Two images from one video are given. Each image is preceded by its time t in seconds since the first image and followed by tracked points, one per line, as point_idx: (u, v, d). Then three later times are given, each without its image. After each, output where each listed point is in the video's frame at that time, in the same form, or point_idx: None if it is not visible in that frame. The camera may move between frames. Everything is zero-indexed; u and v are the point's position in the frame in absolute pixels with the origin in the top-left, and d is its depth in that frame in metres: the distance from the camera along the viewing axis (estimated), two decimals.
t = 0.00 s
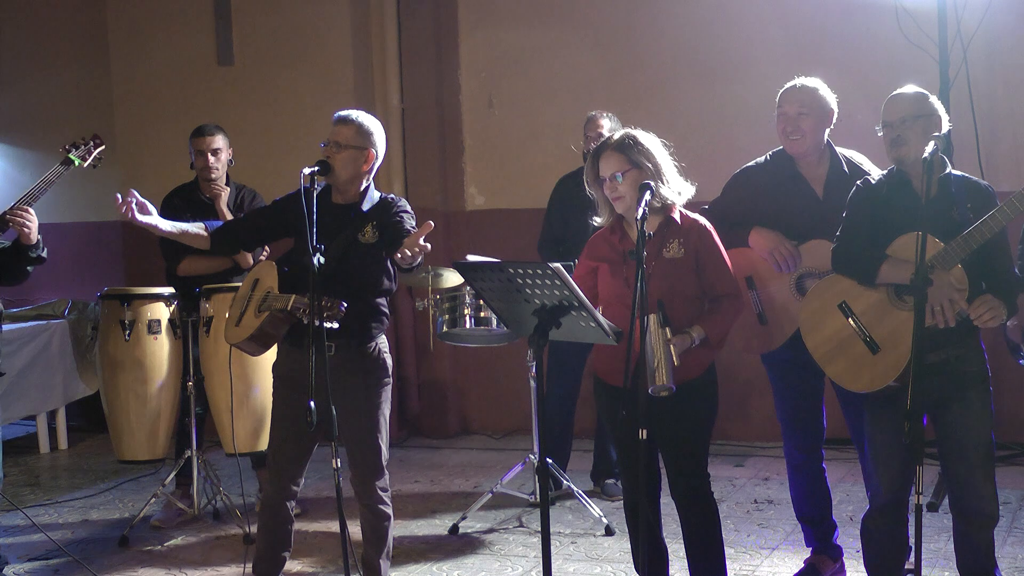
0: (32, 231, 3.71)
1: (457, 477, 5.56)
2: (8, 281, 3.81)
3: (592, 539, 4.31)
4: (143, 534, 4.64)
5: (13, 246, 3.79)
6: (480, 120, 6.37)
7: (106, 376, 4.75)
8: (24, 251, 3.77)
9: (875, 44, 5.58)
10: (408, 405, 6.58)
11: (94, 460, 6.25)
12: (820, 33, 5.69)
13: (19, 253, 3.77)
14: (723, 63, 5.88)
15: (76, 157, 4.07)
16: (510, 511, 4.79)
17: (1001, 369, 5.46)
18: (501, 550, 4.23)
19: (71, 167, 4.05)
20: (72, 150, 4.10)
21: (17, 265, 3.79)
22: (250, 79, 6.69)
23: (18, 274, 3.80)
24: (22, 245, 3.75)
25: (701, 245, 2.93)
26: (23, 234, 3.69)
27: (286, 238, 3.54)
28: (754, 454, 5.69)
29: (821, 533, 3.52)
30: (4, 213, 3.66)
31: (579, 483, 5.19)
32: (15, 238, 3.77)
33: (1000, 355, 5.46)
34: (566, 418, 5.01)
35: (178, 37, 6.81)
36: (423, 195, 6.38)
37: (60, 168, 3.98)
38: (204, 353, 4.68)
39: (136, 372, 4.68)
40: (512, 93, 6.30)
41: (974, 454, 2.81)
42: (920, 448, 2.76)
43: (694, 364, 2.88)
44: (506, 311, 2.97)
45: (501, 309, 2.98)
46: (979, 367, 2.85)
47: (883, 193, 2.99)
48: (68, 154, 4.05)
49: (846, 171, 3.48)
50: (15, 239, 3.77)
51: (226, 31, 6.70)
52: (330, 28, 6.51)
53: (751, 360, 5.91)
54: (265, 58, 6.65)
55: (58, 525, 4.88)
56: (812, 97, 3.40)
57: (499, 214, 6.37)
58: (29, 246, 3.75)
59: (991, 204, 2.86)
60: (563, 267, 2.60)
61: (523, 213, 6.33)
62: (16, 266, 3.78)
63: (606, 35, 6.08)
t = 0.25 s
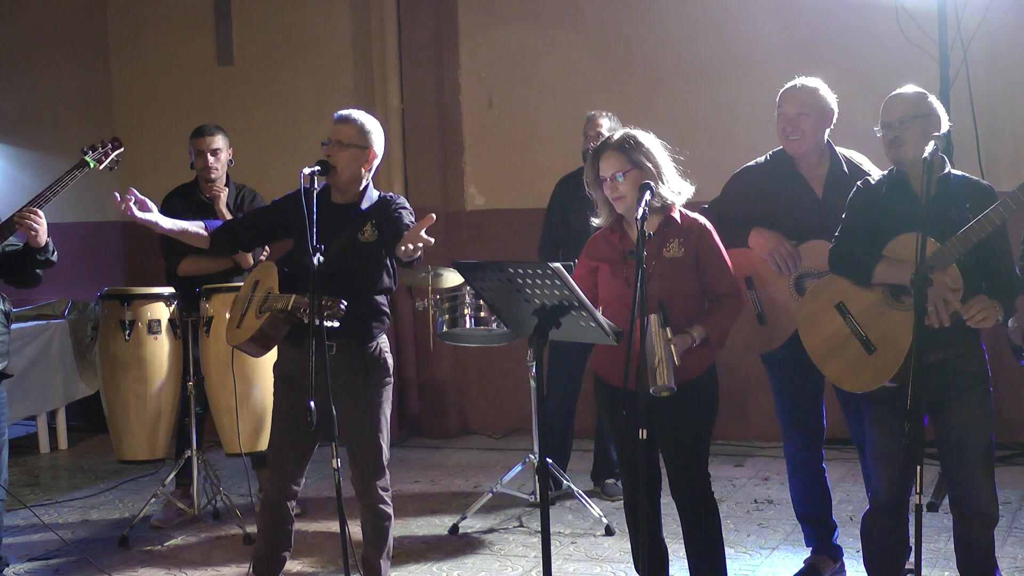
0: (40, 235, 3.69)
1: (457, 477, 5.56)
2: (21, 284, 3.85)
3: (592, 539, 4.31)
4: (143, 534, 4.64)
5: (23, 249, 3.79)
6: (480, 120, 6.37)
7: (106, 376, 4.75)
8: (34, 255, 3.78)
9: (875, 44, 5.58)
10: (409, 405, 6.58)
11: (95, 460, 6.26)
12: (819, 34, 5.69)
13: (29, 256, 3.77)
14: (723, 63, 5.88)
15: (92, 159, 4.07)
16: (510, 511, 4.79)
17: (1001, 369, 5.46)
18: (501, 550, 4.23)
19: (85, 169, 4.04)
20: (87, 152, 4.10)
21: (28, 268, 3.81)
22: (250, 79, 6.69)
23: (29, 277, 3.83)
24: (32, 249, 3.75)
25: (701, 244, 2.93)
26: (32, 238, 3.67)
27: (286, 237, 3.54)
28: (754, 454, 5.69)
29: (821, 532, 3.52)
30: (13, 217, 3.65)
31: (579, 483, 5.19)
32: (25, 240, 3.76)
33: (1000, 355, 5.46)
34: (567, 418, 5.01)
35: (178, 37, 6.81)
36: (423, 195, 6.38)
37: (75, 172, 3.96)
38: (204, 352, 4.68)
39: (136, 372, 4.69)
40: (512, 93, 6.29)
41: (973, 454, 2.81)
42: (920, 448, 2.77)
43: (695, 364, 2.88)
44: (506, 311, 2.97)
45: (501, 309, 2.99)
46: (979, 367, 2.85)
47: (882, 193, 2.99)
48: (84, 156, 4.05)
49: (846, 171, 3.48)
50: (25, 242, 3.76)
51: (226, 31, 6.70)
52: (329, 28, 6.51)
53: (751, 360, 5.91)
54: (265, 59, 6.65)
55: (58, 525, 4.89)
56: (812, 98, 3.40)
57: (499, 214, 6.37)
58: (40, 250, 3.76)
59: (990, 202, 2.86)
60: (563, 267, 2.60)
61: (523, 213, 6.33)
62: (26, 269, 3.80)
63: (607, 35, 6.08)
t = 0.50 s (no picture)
0: (44, 235, 3.68)
1: (456, 477, 5.55)
2: (28, 284, 3.87)
3: (592, 539, 4.31)
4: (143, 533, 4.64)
5: (28, 249, 3.80)
6: (480, 120, 6.37)
7: (106, 376, 4.75)
8: (40, 256, 3.79)
9: (874, 44, 5.58)
10: (409, 405, 6.58)
11: (95, 460, 6.25)
12: (819, 34, 5.69)
13: (33, 257, 3.78)
14: (722, 63, 5.88)
15: (98, 159, 4.03)
16: (510, 511, 4.79)
17: (1001, 369, 5.45)
18: (501, 550, 4.23)
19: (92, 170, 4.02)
20: (94, 152, 4.06)
21: (33, 269, 3.82)
22: (250, 79, 6.69)
23: (36, 278, 3.85)
24: (36, 250, 3.76)
25: (701, 244, 2.94)
26: (34, 238, 3.67)
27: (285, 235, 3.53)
28: (754, 455, 5.69)
29: (821, 532, 3.52)
30: (16, 217, 3.64)
31: (579, 483, 5.19)
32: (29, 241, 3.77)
33: (1000, 355, 5.46)
34: (566, 418, 5.01)
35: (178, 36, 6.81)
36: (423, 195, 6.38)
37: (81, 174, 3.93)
38: (204, 352, 4.68)
39: (136, 372, 4.68)
40: (512, 93, 6.29)
41: (973, 454, 2.81)
42: (921, 448, 2.77)
43: (697, 363, 2.88)
44: (507, 311, 2.97)
45: (501, 309, 2.99)
46: (979, 367, 2.85)
47: (882, 193, 3.00)
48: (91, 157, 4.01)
49: (846, 171, 3.49)
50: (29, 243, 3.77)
51: (226, 31, 6.70)
52: (329, 28, 6.51)
53: (751, 360, 5.91)
54: (265, 59, 6.65)
55: (58, 525, 4.89)
56: (812, 98, 3.40)
57: (499, 214, 6.37)
58: (44, 251, 3.76)
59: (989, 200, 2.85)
60: (563, 267, 2.60)
61: (523, 213, 6.33)
62: (32, 270, 3.81)
63: (606, 35, 6.08)
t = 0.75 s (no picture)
0: (43, 234, 3.68)
1: (457, 477, 5.55)
2: (28, 285, 3.86)
3: (592, 539, 4.31)
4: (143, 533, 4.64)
5: (28, 249, 3.80)
6: (480, 120, 6.36)
7: (106, 376, 4.75)
8: (40, 256, 3.78)
9: (875, 44, 5.58)
10: (409, 405, 6.57)
11: (95, 460, 6.25)
12: (820, 33, 5.69)
13: (33, 257, 3.78)
14: (722, 63, 5.88)
15: (99, 159, 4.06)
16: (510, 511, 4.79)
17: (1001, 370, 5.45)
18: (501, 550, 4.23)
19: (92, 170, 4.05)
20: (95, 152, 4.10)
21: (33, 269, 3.81)
22: (250, 78, 6.69)
23: (37, 279, 3.84)
24: (36, 250, 3.76)
25: (701, 244, 2.94)
26: (34, 237, 3.66)
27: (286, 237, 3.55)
28: (754, 455, 5.69)
29: (820, 532, 3.53)
30: (14, 217, 3.64)
31: (579, 483, 5.19)
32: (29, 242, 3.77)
33: (1000, 355, 5.46)
34: (566, 418, 5.01)
35: (177, 36, 6.81)
36: (423, 195, 6.38)
37: (82, 172, 3.96)
38: (204, 352, 4.67)
39: (136, 372, 4.68)
40: (512, 93, 6.29)
41: (973, 454, 2.82)
42: (921, 448, 2.77)
43: (697, 364, 2.88)
44: (507, 311, 2.97)
45: (500, 309, 2.99)
46: (979, 367, 2.85)
47: (882, 192, 3.00)
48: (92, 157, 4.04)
49: (846, 172, 3.48)
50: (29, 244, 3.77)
51: (226, 30, 6.70)
52: (329, 28, 6.51)
53: (751, 360, 5.91)
54: (265, 59, 6.65)
55: (58, 525, 4.89)
56: (812, 98, 3.40)
57: (499, 214, 6.37)
58: (44, 251, 3.76)
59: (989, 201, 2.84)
60: (563, 267, 2.61)
61: (523, 213, 6.32)
62: (32, 270, 3.80)
63: (606, 35, 6.08)
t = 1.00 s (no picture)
0: (40, 234, 3.68)
1: (457, 477, 5.55)
2: (26, 285, 3.86)
3: (592, 539, 4.31)
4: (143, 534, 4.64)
5: (25, 249, 3.80)
6: (480, 119, 6.36)
7: (106, 376, 4.75)
8: (38, 256, 3.78)
9: (875, 44, 5.58)
10: (408, 405, 6.57)
11: (95, 460, 6.25)
12: (820, 33, 5.69)
13: (29, 257, 3.78)
14: (722, 63, 5.89)
15: (94, 158, 4.09)
16: (510, 511, 4.79)
17: (1001, 370, 5.45)
18: (501, 550, 4.23)
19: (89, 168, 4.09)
20: (92, 151, 4.13)
21: (30, 269, 3.81)
22: (250, 78, 6.69)
23: (34, 278, 3.83)
24: (33, 250, 3.76)
25: (701, 244, 2.94)
26: (30, 237, 3.67)
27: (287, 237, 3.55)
28: (754, 455, 5.69)
29: (820, 532, 3.53)
30: (10, 218, 3.65)
31: (579, 483, 5.19)
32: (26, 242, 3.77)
33: (1000, 354, 5.46)
34: (566, 418, 5.01)
35: (177, 36, 6.80)
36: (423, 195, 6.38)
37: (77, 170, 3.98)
38: (204, 353, 4.67)
39: (136, 372, 4.68)
40: (512, 93, 6.29)
41: (972, 454, 2.82)
42: (921, 448, 2.76)
43: (696, 364, 2.88)
44: (507, 311, 2.97)
45: (501, 309, 2.99)
46: (979, 368, 2.85)
47: (881, 192, 3.00)
48: (88, 155, 4.08)
49: (846, 171, 3.48)
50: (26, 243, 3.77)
51: (226, 30, 6.70)
52: (329, 28, 6.51)
53: (751, 360, 5.91)
54: (265, 58, 6.65)
55: (58, 525, 4.88)
56: (813, 98, 3.40)
57: (499, 214, 6.37)
58: (40, 252, 3.76)
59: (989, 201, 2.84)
60: (563, 267, 2.61)
61: (523, 213, 6.33)
62: (30, 270, 3.80)
63: (607, 35, 6.08)
